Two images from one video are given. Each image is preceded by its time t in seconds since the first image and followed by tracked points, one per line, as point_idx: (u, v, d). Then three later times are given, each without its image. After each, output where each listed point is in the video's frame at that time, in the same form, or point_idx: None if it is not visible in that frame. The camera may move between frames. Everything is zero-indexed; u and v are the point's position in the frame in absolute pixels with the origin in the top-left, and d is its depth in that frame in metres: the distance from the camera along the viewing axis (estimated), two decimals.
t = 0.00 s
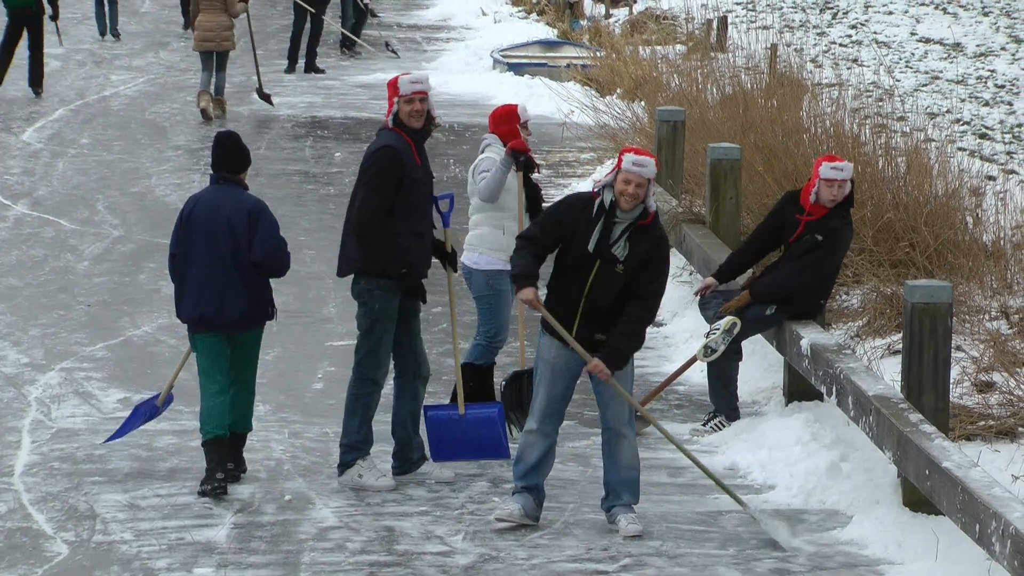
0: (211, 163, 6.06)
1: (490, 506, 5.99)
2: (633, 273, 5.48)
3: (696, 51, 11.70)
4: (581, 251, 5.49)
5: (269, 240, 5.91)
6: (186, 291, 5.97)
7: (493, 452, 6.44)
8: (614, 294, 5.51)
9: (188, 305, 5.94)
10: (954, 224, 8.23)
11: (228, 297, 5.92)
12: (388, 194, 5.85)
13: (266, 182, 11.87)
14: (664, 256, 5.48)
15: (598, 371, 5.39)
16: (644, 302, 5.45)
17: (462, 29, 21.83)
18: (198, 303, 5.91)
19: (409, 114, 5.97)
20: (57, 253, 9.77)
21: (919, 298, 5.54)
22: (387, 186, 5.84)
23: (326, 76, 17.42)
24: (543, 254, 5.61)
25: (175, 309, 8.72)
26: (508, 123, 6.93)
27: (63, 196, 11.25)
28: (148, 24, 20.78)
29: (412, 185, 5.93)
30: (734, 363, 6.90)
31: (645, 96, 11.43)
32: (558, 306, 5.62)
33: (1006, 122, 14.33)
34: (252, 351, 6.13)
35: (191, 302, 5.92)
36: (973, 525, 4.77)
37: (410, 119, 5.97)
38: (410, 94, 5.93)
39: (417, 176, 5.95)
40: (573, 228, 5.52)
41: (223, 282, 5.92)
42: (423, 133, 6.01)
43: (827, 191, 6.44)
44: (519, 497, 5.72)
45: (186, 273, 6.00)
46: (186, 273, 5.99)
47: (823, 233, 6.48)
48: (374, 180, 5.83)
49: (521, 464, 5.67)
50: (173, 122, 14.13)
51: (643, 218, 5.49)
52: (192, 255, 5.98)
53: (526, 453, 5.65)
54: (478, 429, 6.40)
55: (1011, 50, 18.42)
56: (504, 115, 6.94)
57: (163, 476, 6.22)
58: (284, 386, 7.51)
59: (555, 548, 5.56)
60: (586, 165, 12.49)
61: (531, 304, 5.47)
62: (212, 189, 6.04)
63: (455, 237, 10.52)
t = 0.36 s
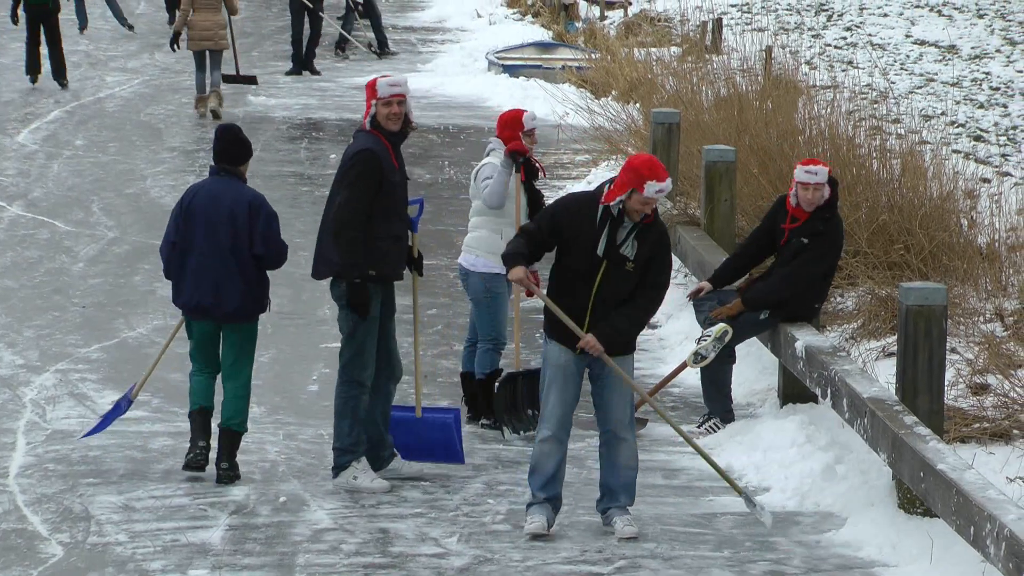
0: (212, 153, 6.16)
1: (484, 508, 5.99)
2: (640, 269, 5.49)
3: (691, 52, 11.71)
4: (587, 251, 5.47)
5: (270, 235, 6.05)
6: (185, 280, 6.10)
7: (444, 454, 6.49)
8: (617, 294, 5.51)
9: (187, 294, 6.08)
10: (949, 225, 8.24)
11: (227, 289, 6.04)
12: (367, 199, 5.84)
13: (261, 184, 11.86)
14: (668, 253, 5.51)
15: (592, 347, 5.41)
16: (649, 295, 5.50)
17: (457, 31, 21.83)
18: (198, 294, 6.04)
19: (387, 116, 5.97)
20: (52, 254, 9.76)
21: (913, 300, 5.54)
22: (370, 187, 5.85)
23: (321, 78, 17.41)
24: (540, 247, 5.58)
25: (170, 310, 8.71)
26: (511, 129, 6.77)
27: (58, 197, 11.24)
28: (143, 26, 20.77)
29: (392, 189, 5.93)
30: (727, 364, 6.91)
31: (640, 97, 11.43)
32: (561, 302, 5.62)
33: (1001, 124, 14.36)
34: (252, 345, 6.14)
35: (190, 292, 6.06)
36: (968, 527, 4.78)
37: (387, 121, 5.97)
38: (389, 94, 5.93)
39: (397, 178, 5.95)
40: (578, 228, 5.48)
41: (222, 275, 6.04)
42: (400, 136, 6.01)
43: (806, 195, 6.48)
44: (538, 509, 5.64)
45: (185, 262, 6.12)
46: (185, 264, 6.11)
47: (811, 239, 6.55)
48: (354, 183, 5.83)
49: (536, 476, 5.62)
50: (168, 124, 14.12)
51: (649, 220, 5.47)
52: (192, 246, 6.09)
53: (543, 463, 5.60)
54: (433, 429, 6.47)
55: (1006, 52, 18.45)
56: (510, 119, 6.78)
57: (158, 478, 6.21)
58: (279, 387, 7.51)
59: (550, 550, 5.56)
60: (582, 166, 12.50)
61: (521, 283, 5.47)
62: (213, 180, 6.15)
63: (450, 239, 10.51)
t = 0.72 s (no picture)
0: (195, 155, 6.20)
1: (480, 511, 5.99)
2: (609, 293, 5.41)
3: (686, 55, 11.73)
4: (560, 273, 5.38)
5: (259, 232, 6.12)
6: (176, 281, 6.14)
7: (408, 465, 6.34)
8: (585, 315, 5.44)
9: (179, 295, 6.12)
10: (944, 228, 8.26)
11: (218, 287, 6.08)
12: (347, 198, 5.84)
13: (256, 187, 11.86)
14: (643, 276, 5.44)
15: (554, 371, 5.37)
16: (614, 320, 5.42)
17: (452, 34, 21.84)
18: (190, 294, 6.09)
19: (368, 118, 5.97)
20: (47, 258, 9.76)
21: (908, 303, 5.55)
22: (350, 187, 5.84)
23: (316, 81, 17.42)
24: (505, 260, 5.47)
25: (165, 314, 8.71)
26: (511, 139, 6.82)
27: (53, 201, 11.23)
28: (138, 29, 20.78)
29: (373, 188, 5.93)
30: (723, 368, 6.91)
31: (635, 101, 11.45)
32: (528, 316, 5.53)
33: (996, 127, 14.39)
34: (241, 345, 6.21)
35: (183, 292, 6.10)
36: (963, 530, 4.78)
37: (366, 123, 5.97)
38: (370, 97, 5.94)
39: (378, 178, 5.94)
40: (550, 249, 5.36)
41: (214, 273, 6.09)
42: (380, 138, 6.01)
43: (773, 189, 6.51)
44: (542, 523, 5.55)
45: (176, 262, 6.16)
46: (176, 264, 6.15)
47: (784, 237, 6.52)
48: (334, 182, 5.83)
49: (537, 489, 5.52)
50: (163, 128, 14.12)
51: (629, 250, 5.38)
52: (180, 247, 6.13)
53: (543, 476, 5.49)
54: (398, 441, 6.33)
55: (1001, 55, 18.48)
56: (511, 128, 6.82)
57: (153, 481, 6.21)
58: (274, 391, 7.51)
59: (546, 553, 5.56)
60: (577, 170, 12.52)
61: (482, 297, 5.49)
62: (199, 181, 6.19)
63: (445, 242, 10.52)
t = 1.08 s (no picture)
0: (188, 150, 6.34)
1: (477, 514, 5.99)
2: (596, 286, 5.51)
3: (682, 57, 11.74)
4: (551, 283, 5.39)
5: (243, 227, 6.23)
6: (164, 274, 6.28)
7: (404, 466, 6.35)
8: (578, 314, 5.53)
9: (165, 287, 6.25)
10: (941, 230, 8.26)
11: (201, 279, 6.21)
12: (334, 200, 5.85)
13: (252, 191, 11.86)
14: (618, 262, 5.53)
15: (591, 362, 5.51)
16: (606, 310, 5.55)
17: (448, 37, 21.84)
18: (175, 286, 6.21)
19: (352, 117, 5.96)
20: (43, 262, 9.75)
21: (904, 304, 5.56)
22: (338, 189, 5.85)
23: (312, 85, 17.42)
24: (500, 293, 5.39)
25: (162, 318, 8.71)
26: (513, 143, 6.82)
27: (49, 205, 11.23)
28: (133, 33, 20.78)
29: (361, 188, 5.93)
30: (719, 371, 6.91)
31: (631, 103, 11.46)
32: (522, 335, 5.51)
33: (993, 128, 14.40)
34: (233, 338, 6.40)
35: (168, 284, 6.23)
36: (960, 531, 4.78)
37: (350, 124, 5.97)
38: (354, 96, 5.93)
39: (364, 177, 5.95)
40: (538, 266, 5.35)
41: (198, 266, 6.22)
42: (365, 138, 6.02)
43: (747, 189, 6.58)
44: (534, 526, 5.58)
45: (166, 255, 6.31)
46: (165, 257, 6.30)
47: (769, 237, 6.56)
48: (320, 186, 5.84)
49: (523, 496, 5.53)
50: (160, 132, 14.11)
51: (603, 244, 5.43)
52: (169, 241, 6.26)
53: (528, 482, 5.52)
54: (398, 443, 6.33)
55: (997, 57, 18.50)
56: (513, 133, 6.81)
57: (150, 485, 6.21)
58: (271, 394, 7.51)
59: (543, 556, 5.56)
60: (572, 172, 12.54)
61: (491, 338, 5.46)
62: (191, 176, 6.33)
63: (441, 245, 10.52)
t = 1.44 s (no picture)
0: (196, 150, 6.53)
1: (475, 518, 5.99)
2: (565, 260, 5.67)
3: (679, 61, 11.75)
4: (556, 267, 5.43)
5: (253, 227, 6.44)
6: (172, 270, 6.47)
7: (392, 463, 6.44)
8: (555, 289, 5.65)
9: (174, 283, 6.44)
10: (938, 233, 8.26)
11: (210, 277, 6.41)
12: (337, 202, 5.89)
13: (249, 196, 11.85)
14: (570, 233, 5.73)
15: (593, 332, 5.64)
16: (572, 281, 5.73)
17: (445, 42, 21.85)
18: (184, 282, 6.41)
19: (349, 122, 6.01)
20: (41, 268, 9.75)
21: (903, 308, 5.56)
22: (339, 190, 5.89)
23: (309, 89, 17.41)
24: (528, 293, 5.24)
25: (160, 323, 8.70)
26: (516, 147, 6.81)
27: (46, 211, 11.22)
28: (131, 39, 20.78)
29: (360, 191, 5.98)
30: (718, 374, 6.91)
31: (629, 107, 11.45)
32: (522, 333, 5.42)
33: (990, 131, 14.42)
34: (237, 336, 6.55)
35: (178, 280, 6.42)
36: (959, 534, 4.79)
37: (349, 127, 6.01)
38: (353, 100, 5.96)
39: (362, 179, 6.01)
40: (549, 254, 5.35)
41: (208, 264, 6.41)
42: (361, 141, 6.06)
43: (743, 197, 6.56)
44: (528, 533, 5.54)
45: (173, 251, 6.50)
46: (173, 254, 6.49)
47: (768, 239, 6.56)
48: (322, 188, 5.88)
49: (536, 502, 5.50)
50: (157, 137, 14.11)
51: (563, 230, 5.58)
52: (178, 238, 6.46)
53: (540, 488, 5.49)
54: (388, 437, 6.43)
55: (994, 60, 18.52)
56: (513, 137, 6.81)
57: (148, 490, 6.21)
58: (269, 399, 7.51)
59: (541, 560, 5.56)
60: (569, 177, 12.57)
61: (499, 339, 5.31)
62: (199, 175, 6.52)
63: (439, 249, 10.52)
